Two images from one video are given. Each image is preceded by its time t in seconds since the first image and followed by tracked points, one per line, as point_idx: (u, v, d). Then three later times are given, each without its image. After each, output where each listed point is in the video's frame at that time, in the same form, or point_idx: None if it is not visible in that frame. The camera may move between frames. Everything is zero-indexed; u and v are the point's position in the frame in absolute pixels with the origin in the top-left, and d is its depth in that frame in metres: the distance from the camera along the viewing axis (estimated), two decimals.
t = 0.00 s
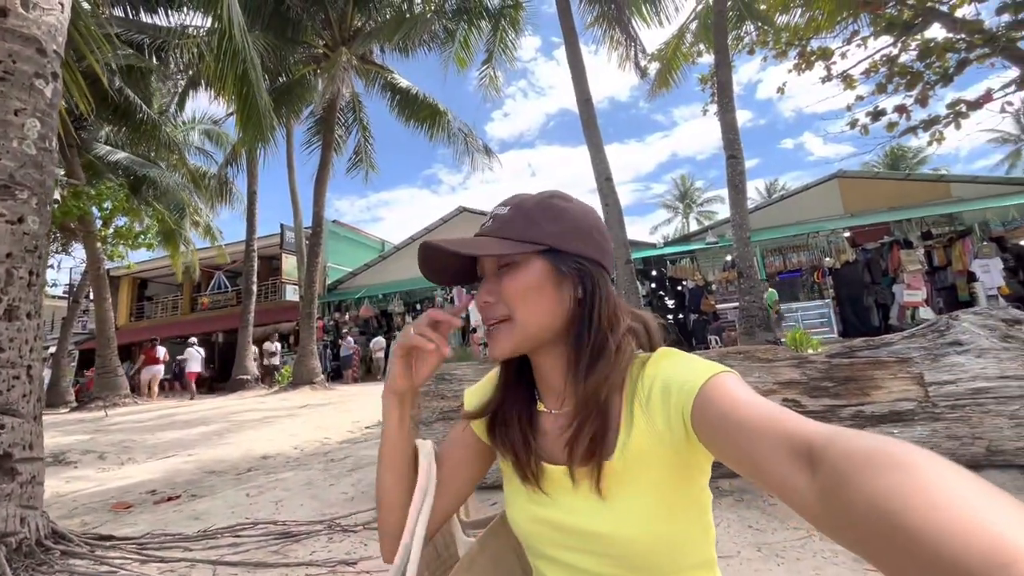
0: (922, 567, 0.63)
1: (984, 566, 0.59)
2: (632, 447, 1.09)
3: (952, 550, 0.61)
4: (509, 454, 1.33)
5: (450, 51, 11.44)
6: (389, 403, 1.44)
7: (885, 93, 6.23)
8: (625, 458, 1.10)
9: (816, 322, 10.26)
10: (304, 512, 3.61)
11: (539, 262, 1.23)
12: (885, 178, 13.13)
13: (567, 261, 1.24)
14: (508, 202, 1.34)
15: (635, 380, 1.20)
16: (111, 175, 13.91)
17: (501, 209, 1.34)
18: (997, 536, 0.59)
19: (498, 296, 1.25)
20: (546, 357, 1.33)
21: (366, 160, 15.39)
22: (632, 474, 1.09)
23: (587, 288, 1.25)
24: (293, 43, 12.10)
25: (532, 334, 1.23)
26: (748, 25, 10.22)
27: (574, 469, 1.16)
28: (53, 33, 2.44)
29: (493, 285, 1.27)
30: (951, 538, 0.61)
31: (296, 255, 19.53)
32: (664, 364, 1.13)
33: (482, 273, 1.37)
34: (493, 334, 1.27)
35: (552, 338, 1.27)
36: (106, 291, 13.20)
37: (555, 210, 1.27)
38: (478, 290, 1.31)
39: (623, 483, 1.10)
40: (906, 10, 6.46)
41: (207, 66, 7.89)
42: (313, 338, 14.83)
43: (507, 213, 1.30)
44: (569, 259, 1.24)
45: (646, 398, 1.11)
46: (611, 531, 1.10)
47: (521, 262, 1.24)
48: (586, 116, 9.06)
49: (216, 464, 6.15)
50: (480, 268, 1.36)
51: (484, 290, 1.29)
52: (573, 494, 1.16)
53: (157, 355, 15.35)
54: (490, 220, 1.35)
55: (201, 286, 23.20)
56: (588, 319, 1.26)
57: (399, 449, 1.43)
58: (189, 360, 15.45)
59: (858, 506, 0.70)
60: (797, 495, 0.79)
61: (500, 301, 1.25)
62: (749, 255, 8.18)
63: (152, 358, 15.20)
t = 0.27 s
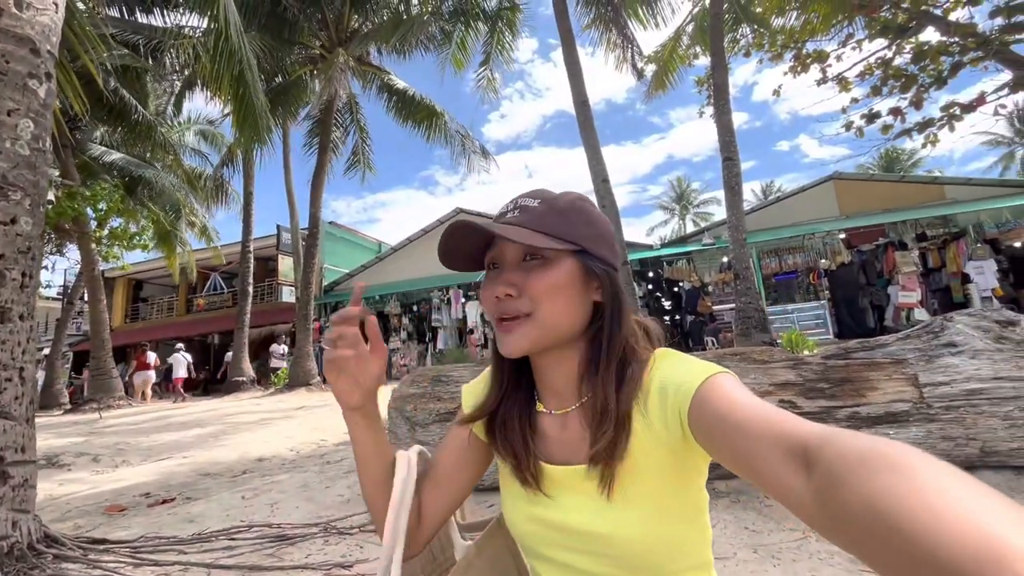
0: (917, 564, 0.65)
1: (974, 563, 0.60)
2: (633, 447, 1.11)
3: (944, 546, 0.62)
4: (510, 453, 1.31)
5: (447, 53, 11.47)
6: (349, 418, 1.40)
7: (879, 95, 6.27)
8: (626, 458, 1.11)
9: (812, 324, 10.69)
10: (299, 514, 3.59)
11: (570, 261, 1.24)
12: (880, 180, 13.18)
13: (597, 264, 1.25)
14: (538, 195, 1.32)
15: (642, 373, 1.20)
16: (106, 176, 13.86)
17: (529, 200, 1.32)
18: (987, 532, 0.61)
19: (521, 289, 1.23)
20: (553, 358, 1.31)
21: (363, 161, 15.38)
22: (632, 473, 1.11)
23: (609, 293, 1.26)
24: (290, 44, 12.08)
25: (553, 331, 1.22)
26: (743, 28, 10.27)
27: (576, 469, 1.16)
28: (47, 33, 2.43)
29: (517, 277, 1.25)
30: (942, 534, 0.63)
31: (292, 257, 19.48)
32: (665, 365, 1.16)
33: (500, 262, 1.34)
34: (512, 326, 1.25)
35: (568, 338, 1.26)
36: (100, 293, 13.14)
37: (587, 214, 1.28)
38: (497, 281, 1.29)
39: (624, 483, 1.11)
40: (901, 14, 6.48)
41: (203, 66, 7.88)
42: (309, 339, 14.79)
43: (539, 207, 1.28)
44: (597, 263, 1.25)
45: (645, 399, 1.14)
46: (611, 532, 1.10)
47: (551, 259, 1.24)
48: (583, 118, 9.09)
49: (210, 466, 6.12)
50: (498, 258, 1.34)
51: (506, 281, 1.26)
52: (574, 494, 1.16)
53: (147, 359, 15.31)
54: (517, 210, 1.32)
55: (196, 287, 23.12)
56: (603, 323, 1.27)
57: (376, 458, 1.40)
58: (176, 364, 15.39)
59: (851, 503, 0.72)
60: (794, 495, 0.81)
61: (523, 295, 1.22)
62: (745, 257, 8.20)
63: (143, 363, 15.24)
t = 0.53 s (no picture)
0: (897, 562, 0.66)
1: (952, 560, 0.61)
2: (631, 445, 1.12)
3: (922, 542, 0.64)
4: (511, 449, 1.32)
5: (445, 55, 11.49)
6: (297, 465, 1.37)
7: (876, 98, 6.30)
8: (623, 455, 1.12)
9: (810, 326, 10.65)
10: (297, 515, 3.59)
11: (582, 261, 1.26)
12: (877, 182, 13.23)
13: (606, 265, 1.29)
14: (552, 192, 1.33)
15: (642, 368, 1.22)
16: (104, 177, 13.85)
17: (543, 197, 1.33)
18: (963, 529, 0.62)
19: (535, 285, 1.25)
20: (556, 356, 1.33)
21: (361, 162, 15.39)
22: (628, 471, 1.12)
23: (615, 294, 1.30)
24: (288, 45, 12.08)
25: (563, 329, 1.25)
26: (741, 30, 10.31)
27: (575, 466, 1.17)
28: (45, 35, 2.44)
29: (530, 273, 1.27)
30: (919, 530, 0.64)
31: (290, 258, 19.47)
32: (661, 364, 1.18)
33: (510, 257, 1.35)
34: (523, 320, 1.26)
35: (574, 336, 1.29)
36: (97, 294, 13.12)
37: (598, 216, 1.31)
38: (510, 276, 1.30)
39: (620, 480, 1.12)
40: (897, 17, 6.49)
41: (201, 68, 7.88)
42: (307, 341, 14.78)
43: (554, 204, 1.30)
44: (607, 264, 1.29)
45: (641, 397, 1.15)
46: (608, 528, 1.11)
47: (565, 257, 1.26)
48: (581, 120, 9.11)
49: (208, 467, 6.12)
50: (508, 253, 1.35)
51: (519, 277, 1.28)
52: (570, 491, 1.17)
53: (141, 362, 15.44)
54: (530, 206, 1.32)
55: (194, 289, 23.10)
56: (608, 323, 1.31)
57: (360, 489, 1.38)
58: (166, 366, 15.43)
59: (835, 500, 0.73)
60: (780, 492, 0.83)
61: (537, 291, 1.25)
62: (742, 258, 8.22)
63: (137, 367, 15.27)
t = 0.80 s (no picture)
0: (922, 559, 0.65)
1: (978, 557, 0.60)
2: (641, 440, 1.12)
3: (947, 540, 0.63)
4: (520, 442, 1.31)
5: (445, 57, 11.51)
6: None
7: (876, 98, 6.31)
8: (633, 450, 1.12)
9: (810, 327, 10.60)
10: (297, 513, 3.59)
11: (605, 252, 1.26)
12: (877, 182, 13.24)
13: (625, 257, 1.29)
14: (574, 180, 1.32)
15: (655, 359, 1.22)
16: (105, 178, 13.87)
17: (564, 184, 1.32)
18: (990, 526, 0.61)
19: (558, 275, 1.24)
20: (569, 348, 1.33)
21: (361, 163, 15.41)
22: (638, 466, 1.11)
23: (632, 286, 1.31)
24: (288, 47, 12.10)
25: (584, 318, 1.25)
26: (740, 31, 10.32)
27: (584, 459, 1.17)
28: (47, 34, 2.45)
29: (553, 261, 1.26)
30: (945, 528, 0.64)
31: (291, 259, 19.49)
32: (674, 357, 1.18)
33: (529, 246, 1.33)
34: (545, 310, 1.25)
35: (591, 327, 1.29)
36: (98, 295, 13.14)
37: (620, 206, 1.32)
38: (531, 264, 1.29)
39: (630, 474, 1.12)
40: (897, 18, 6.51)
41: (202, 69, 7.90)
42: (308, 342, 14.79)
43: (576, 193, 1.29)
44: (627, 256, 1.30)
45: (652, 391, 1.14)
46: (615, 522, 1.10)
47: (588, 247, 1.26)
48: (581, 121, 9.13)
49: (209, 468, 6.12)
50: (527, 241, 1.34)
51: (541, 265, 1.27)
52: (579, 485, 1.17)
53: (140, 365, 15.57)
54: (551, 193, 1.30)
55: (194, 290, 23.11)
56: (623, 316, 1.31)
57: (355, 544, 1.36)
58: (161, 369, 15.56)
59: (857, 498, 0.73)
60: (799, 488, 0.82)
61: (560, 280, 1.24)
62: (743, 259, 8.22)
63: (137, 370, 15.31)
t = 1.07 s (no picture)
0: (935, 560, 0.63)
1: (993, 559, 0.57)
2: (652, 437, 1.12)
3: (960, 542, 0.60)
4: (531, 437, 1.32)
5: (448, 58, 11.56)
6: None
7: (881, 99, 6.31)
8: (642, 446, 1.12)
9: (813, 328, 10.32)
10: (301, 511, 3.61)
11: (623, 244, 1.26)
12: (882, 184, 13.22)
13: (642, 249, 1.30)
14: (591, 172, 1.32)
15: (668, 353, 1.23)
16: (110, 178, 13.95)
17: (579, 175, 1.31)
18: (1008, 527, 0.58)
19: (577, 268, 1.24)
20: (582, 342, 1.33)
21: (365, 164, 15.45)
22: (647, 462, 1.12)
23: (646, 280, 1.31)
24: (293, 48, 12.15)
25: (601, 313, 1.25)
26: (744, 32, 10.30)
27: (593, 454, 1.18)
28: (56, 34, 2.48)
29: (570, 255, 1.26)
30: (961, 528, 0.61)
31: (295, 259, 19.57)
32: (685, 352, 1.18)
33: (543, 237, 1.33)
34: (562, 302, 1.25)
35: (607, 321, 1.29)
36: (104, 295, 13.22)
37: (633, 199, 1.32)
38: (548, 257, 1.28)
39: (640, 471, 1.12)
40: (902, 18, 6.53)
41: (208, 70, 7.94)
42: (311, 342, 14.83)
43: (592, 184, 1.28)
44: (642, 249, 1.30)
45: (664, 386, 1.14)
46: (622, 517, 1.10)
47: (606, 239, 1.26)
48: (584, 121, 9.13)
49: (212, 466, 6.15)
50: (542, 234, 1.33)
51: (559, 258, 1.26)
52: (587, 480, 1.18)
53: (146, 365, 15.50)
54: (568, 184, 1.29)
55: (199, 290, 23.21)
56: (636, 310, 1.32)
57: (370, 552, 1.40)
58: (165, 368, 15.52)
59: (869, 498, 0.71)
60: (811, 488, 0.80)
61: (579, 273, 1.24)
62: (746, 260, 8.21)
63: (142, 370, 15.39)
